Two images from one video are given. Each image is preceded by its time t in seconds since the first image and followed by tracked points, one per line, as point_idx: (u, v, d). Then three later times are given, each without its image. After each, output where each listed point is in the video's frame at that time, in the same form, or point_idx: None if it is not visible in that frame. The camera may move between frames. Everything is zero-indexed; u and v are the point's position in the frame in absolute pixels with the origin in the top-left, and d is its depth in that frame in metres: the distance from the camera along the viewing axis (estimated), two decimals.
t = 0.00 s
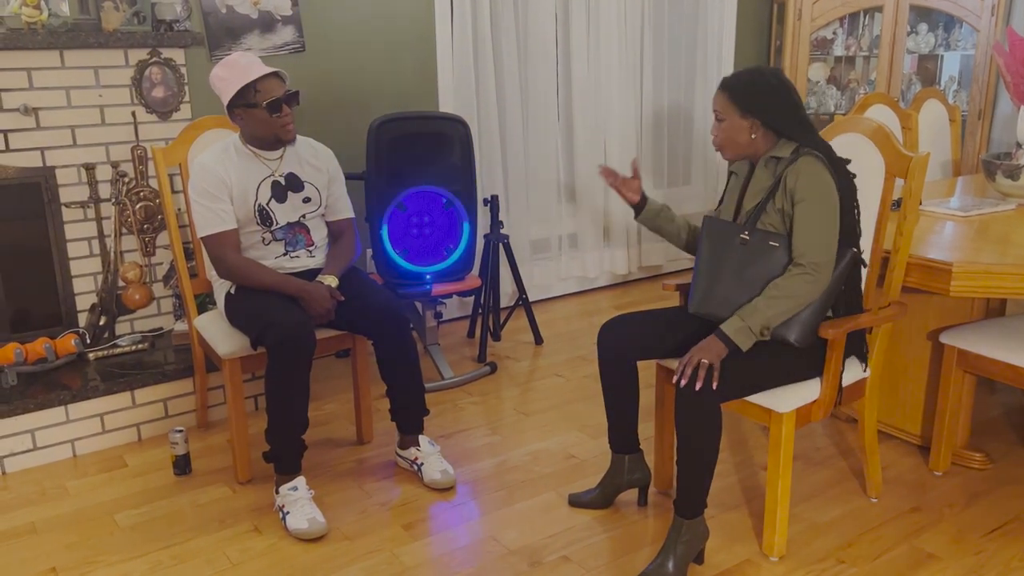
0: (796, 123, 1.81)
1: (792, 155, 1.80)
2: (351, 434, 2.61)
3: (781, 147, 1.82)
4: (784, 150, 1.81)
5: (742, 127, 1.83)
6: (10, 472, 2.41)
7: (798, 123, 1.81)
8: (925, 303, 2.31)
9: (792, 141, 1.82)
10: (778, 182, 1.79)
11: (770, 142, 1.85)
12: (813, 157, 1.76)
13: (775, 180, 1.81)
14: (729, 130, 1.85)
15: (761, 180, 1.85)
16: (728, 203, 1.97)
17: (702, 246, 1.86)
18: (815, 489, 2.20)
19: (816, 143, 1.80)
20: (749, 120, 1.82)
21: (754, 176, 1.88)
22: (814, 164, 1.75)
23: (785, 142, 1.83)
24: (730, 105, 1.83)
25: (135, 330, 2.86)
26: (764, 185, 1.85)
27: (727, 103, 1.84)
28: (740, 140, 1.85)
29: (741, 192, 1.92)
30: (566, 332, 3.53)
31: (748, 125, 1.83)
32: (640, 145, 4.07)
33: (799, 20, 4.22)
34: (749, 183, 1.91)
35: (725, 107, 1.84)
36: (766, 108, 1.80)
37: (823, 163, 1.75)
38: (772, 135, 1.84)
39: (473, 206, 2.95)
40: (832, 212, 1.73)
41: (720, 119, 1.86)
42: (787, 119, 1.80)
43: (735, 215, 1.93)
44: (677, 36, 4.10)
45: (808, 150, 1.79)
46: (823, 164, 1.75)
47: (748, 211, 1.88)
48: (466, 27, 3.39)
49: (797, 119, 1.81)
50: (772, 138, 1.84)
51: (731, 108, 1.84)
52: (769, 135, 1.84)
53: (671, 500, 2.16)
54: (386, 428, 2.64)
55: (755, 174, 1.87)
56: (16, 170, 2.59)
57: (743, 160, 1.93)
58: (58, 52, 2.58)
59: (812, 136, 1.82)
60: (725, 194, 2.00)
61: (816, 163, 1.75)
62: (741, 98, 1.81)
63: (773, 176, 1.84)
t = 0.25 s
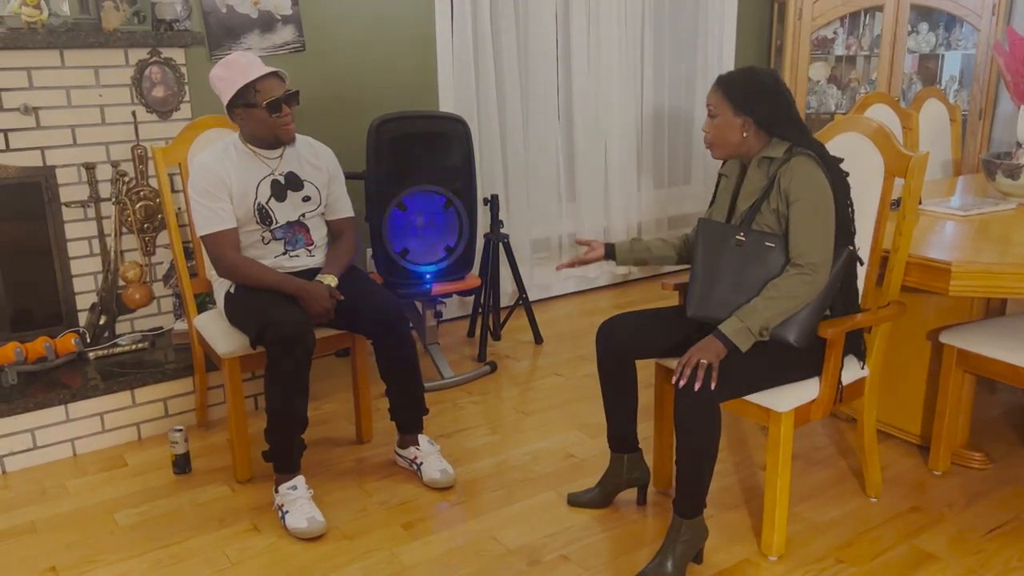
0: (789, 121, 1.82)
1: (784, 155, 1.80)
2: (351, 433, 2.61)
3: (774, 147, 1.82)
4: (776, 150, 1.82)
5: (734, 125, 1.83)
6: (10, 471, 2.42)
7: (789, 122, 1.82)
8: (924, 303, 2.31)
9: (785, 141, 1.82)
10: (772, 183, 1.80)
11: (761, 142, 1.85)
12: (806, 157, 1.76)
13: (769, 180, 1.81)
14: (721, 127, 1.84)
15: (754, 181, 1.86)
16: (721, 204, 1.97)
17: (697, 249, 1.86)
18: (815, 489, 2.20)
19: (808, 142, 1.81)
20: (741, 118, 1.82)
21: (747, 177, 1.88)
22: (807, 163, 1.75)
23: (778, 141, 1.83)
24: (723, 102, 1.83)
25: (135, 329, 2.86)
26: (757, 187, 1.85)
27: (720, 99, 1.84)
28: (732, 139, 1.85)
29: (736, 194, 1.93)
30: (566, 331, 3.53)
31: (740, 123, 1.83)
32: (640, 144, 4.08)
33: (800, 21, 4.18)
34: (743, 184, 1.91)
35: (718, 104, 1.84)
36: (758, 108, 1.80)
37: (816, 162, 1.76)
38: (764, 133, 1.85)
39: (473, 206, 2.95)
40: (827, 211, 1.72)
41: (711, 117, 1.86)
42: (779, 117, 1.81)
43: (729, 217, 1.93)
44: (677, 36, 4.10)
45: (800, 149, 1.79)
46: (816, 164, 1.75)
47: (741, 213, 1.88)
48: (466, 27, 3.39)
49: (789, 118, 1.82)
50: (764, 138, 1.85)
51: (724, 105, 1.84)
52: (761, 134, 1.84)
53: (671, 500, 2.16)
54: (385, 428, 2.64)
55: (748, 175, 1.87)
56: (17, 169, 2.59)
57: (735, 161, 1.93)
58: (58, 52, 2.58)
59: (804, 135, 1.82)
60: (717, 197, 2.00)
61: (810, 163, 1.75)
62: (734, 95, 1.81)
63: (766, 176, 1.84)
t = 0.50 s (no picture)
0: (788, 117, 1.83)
1: (780, 154, 1.80)
2: (350, 433, 2.61)
3: (770, 146, 1.82)
4: (773, 149, 1.81)
5: (736, 116, 1.84)
6: (9, 471, 2.42)
7: (787, 120, 1.83)
8: (924, 302, 2.31)
9: (782, 140, 1.82)
10: (768, 183, 1.80)
11: (759, 139, 1.86)
12: (803, 156, 1.76)
13: (765, 180, 1.81)
14: (722, 117, 1.85)
15: (751, 181, 1.85)
16: (718, 204, 1.97)
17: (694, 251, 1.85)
18: (813, 488, 2.20)
19: (805, 141, 1.81)
20: (743, 108, 1.83)
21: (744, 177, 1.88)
22: (803, 163, 1.75)
23: (775, 140, 1.83)
24: (726, 92, 1.84)
25: (134, 329, 2.87)
26: (754, 187, 1.85)
27: (722, 90, 1.85)
28: (732, 131, 1.85)
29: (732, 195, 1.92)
30: (566, 331, 3.53)
31: (742, 112, 1.83)
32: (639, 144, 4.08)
33: (800, 20, 4.20)
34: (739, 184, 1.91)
35: (720, 95, 1.85)
36: (760, 101, 1.82)
37: (812, 162, 1.75)
38: (763, 128, 1.85)
39: (472, 206, 2.95)
40: (823, 211, 1.72)
41: (713, 106, 1.86)
42: (779, 112, 1.82)
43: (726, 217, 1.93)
44: (677, 35, 4.10)
45: (796, 148, 1.79)
46: (812, 163, 1.75)
47: (737, 213, 1.88)
48: (466, 26, 3.39)
49: (788, 114, 1.83)
50: (763, 134, 1.86)
51: (727, 95, 1.85)
52: (761, 127, 1.85)
53: (669, 500, 2.16)
54: (384, 427, 2.64)
55: (744, 175, 1.87)
56: (16, 169, 2.59)
57: (731, 161, 1.93)
58: (57, 52, 2.58)
59: (801, 134, 1.82)
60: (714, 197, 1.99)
61: (806, 162, 1.75)
62: (736, 86, 1.83)
63: (763, 175, 1.84)
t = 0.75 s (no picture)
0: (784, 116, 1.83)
1: (777, 153, 1.79)
2: (348, 432, 2.61)
3: (767, 145, 1.82)
4: (770, 148, 1.81)
5: (733, 116, 1.83)
6: (6, 471, 2.42)
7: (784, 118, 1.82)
8: (921, 301, 2.31)
9: (779, 139, 1.82)
10: (766, 182, 1.79)
11: (756, 138, 1.86)
12: (800, 155, 1.76)
13: (762, 179, 1.81)
14: (719, 119, 1.84)
15: (748, 180, 1.85)
16: (716, 204, 1.97)
17: (692, 250, 1.85)
18: (811, 487, 2.20)
19: (802, 139, 1.80)
20: (739, 107, 1.83)
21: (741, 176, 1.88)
22: (800, 162, 1.74)
23: (771, 140, 1.82)
24: (720, 95, 1.83)
25: (132, 328, 2.87)
26: (751, 186, 1.85)
27: (715, 93, 1.84)
28: (730, 131, 1.84)
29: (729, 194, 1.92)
30: (564, 330, 3.53)
31: (738, 111, 1.83)
32: (638, 143, 4.08)
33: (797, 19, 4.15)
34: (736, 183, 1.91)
35: (715, 97, 1.84)
36: (757, 100, 1.82)
37: (810, 160, 1.75)
38: (760, 126, 1.85)
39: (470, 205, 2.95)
40: (820, 210, 1.72)
41: (708, 109, 1.86)
42: (775, 111, 1.82)
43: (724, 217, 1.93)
44: (675, 34, 4.10)
45: (793, 147, 1.78)
46: (809, 161, 1.75)
47: (735, 212, 1.88)
48: (464, 25, 3.38)
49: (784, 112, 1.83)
50: (761, 133, 1.85)
51: (722, 95, 1.84)
52: (759, 125, 1.84)
53: (667, 499, 2.16)
54: (383, 427, 2.64)
55: (741, 174, 1.87)
56: (14, 169, 2.59)
57: (728, 160, 1.93)
58: (54, 52, 2.58)
59: (797, 132, 1.82)
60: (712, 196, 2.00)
61: (803, 161, 1.75)
62: (730, 88, 1.82)
63: (760, 175, 1.83)
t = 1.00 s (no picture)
0: (779, 116, 1.83)
1: (773, 153, 1.79)
2: (346, 432, 2.61)
3: (763, 145, 1.82)
4: (765, 147, 1.81)
5: (729, 115, 1.83)
6: (3, 471, 2.41)
7: (779, 118, 1.83)
8: (918, 300, 2.31)
9: (775, 139, 1.82)
10: (762, 181, 1.79)
11: (752, 138, 1.86)
12: (796, 155, 1.76)
13: (758, 179, 1.81)
14: (716, 118, 1.84)
15: (744, 180, 1.85)
16: (712, 204, 1.97)
17: (688, 250, 1.85)
18: (808, 486, 2.20)
19: (797, 139, 1.80)
20: (735, 106, 1.83)
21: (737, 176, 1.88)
22: (796, 162, 1.75)
23: (767, 140, 1.82)
24: (717, 93, 1.84)
25: (129, 328, 2.86)
26: (747, 186, 1.85)
27: (712, 92, 1.84)
28: (726, 130, 1.85)
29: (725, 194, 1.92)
30: (562, 330, 3.54)
31: (734, 111, 1.83)
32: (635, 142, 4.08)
33: (795, 18, 4.21)
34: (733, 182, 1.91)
35: (711, 96, 1.84)
36: (754, 99, 1.82)
37: (805, 160, 1.75)
38: (756, 126, 1.85)
39: (468, 205, 2.95)
40: (816, 209, 1.72)
41: (705, 108, 1.86)
42: (771, 110, 1.82)
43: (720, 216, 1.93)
44: (673, 34, 4.10)
45: (789, 147, 1.79)
46: (805, 161, 1.75)
47: (731, 212, 1.87)
48: (461, 25, 3.39)
49: (780, 112, 1.84)
50: (756, 133, 1.85)
51: (718, 94, 1.84)
52: (754, 125, 1.85)
53: (664, 498, 2.16)
54: (380, 427, 2.64)
55: (737, 174, 1.87)
56: (11, 168, 2.59)
57: (724, 160, 1.93)
58: (51, 51, 2.58)
59: (793, 132, 1.82)
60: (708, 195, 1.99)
61: (799, 161, 1.75)
62: (726, 88, 1.83)
63: (756, 175, 1.83)
